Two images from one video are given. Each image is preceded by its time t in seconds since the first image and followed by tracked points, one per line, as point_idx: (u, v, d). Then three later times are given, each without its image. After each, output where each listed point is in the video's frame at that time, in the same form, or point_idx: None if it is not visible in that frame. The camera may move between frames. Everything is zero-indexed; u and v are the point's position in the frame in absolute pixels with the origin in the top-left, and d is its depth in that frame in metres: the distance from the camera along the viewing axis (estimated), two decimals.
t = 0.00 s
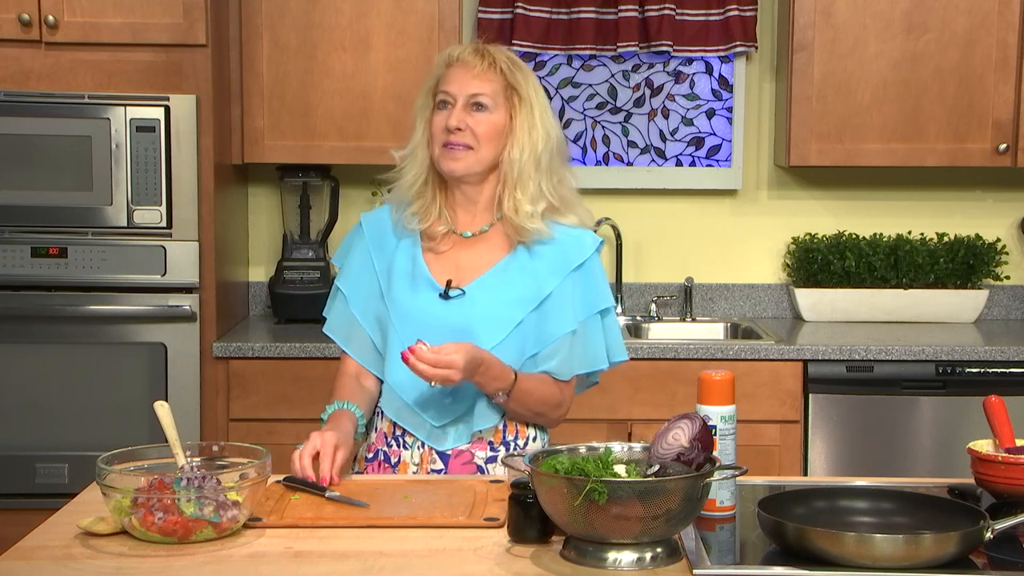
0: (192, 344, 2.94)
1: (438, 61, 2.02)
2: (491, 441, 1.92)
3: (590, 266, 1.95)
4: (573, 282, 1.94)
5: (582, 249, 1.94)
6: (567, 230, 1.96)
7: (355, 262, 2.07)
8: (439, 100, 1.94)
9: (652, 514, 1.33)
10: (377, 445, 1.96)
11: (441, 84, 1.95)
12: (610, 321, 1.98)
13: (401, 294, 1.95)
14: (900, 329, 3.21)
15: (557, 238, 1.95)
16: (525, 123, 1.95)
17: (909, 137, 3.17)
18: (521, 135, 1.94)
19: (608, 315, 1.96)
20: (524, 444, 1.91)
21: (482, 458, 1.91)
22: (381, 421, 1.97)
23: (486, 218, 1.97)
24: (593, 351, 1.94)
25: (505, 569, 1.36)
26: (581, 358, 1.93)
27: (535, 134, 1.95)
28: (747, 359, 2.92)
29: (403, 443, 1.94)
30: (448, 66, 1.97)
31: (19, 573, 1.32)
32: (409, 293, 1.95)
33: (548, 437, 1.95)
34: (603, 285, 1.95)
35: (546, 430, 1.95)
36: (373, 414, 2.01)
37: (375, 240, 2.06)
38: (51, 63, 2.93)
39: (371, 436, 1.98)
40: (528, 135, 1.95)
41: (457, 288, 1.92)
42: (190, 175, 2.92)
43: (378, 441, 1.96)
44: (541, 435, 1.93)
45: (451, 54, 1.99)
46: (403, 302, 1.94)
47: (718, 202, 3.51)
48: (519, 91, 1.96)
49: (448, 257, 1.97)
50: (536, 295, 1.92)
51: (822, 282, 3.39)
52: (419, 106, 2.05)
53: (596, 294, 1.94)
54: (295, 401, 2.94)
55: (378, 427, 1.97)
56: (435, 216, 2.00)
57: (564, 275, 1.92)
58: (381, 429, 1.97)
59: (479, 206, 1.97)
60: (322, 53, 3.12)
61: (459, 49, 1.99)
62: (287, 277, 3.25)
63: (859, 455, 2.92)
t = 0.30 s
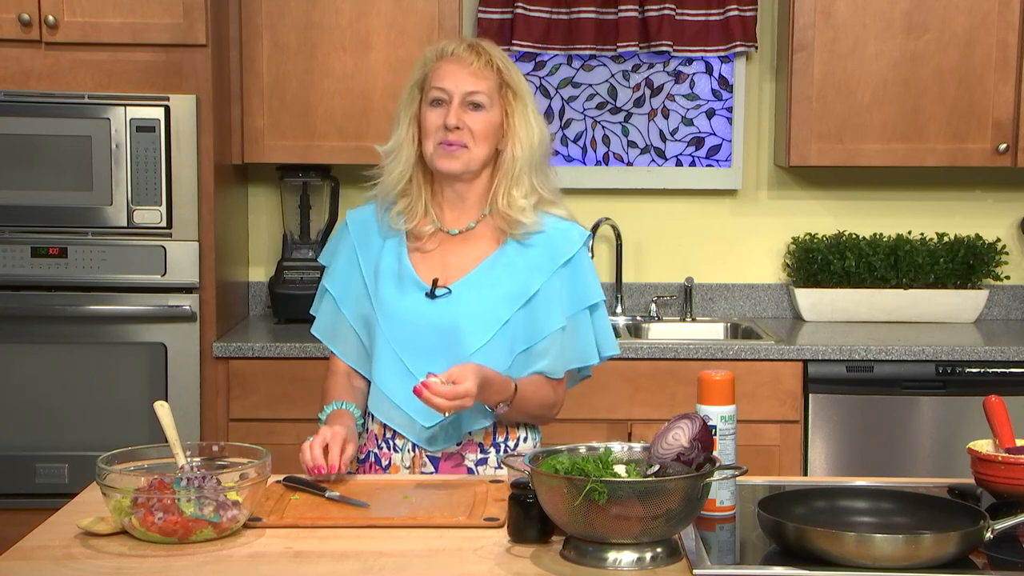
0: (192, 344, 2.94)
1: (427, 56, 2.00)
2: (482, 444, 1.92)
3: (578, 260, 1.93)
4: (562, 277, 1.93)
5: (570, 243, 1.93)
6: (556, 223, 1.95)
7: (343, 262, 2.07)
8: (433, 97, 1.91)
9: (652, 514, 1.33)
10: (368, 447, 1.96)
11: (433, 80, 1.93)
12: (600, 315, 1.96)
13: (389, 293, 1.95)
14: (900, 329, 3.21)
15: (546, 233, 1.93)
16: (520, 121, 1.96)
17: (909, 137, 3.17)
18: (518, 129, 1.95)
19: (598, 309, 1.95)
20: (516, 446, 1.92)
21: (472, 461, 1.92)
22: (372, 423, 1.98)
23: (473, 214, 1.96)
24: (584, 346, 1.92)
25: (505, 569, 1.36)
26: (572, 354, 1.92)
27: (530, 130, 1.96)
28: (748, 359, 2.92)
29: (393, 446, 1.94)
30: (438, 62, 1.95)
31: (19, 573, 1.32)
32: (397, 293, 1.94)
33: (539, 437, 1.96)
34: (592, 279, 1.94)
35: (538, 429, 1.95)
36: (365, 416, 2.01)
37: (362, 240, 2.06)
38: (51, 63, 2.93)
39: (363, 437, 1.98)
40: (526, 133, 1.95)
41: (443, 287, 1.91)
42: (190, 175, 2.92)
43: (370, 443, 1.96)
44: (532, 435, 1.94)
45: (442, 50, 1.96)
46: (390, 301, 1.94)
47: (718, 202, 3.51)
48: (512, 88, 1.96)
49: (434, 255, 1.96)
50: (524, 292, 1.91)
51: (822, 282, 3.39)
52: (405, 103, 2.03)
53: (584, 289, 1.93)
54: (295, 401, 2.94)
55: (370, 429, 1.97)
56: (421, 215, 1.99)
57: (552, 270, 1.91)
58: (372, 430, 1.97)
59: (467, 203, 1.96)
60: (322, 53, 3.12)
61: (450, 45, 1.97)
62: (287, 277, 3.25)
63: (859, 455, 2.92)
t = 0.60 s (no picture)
0: (192, 344, 2.94)
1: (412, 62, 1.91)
2: (468, 447, 1.93)
3: (568, 264, 1.93)
4: (551, 281, 1.93)
5: (560, 247, 1.92)
6: (545, 226, 1.94)
7: (330, 257, 2.05)
8: (419, 115, 1.84)
9: (652, 514, 1.33)
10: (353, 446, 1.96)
11: (419, 96, 1.85)
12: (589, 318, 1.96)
13: (377, 295, 1.93)
14: (900, 329, 3.21)
15: (536, 236, 1.93)
16: (510, 132, 1.91)
17: (909, 137, 3.17)
18: (507, 141, 1.91)
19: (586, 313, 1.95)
20: (504, 449, 1.93)
21: (459, 464, 1.93)
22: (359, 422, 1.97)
23: (462, 215, 1.95)
24: (570, 351, 1.93)
25: (505, 569, 1.36)
26: (559, 358, 1.93)
27: (520, 139, 1.92)
28: (747, 359, 2.92)
29: (380, 446, 1.94)
30: (422, 75, 1.86)
31: (19, 573, 1.32)
32: (385, 296, 1.93)
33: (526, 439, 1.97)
34: (580, 283, 1.94)
35: (525, 434, 1.97)
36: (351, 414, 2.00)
37: (351, 236, 2.03)
38: (51, 63, 2.93)
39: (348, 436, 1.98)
40: (516, 143, 1.91)
41: (432, 291, 1.91)
42: (190, 174, 2.92)
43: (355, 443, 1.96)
44: (519, 438, 1.96)
45: (426, 61, 1.87)
46: (379, 304, 1.93)
47: (718, 202, 3.51)
48: (501, 99, 1.89)
49: (423, 256, 1.96)
50: (513, 297, 1.90)
51: (822, 282, 3.39)
52: (391, 104, 1.96)
53: (573, 294, 1.93)
54: (296, 401, 2.94)
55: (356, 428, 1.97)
56: (411, 216, 1.97)
57: (541, 274, 1.91)
58: (359, 430, 1.97)
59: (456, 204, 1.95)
60: (322, 53, 3.12)
61: (434, 54, 1.88)
62: (287, 277, 3.25)
63: (859, 455, 2.92)
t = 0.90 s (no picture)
0: (192, 344, 2.94)
1: (398, 71, 1.85)
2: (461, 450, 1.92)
3: (561, 269, 1.92)
4: (544, 287, 1.92)
5: (553, 253, 1.91)
6: (538, 232, 1.93)
7: (318, 256, 2.02)
8: (407, 129, 1.80)
9: (652, 514, 1.33)
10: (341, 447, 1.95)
11: (406, 111, 1.80)
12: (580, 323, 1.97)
13: (369, 302, 1.92)
14: (900, 329, 3.21)
15: (529, 243, 1.92)
16: (498, 142, 1.87)
17: (909, 137, 3.17)
18: (495, 152, 1.87)
19: (578, 318, 1.95)
20: (496, 451, 1.93)
21: (450, 466, 1.92)
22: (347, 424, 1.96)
23: (453, 220, 1.95)
24: (562, 357, 1.94)
25: (505, 569, 1.36)
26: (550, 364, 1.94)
27: (509, 148, 1.88)
28: (747, 359, 2.92)
29: (370, 448, 1.93)
30: (408, 89, 1.80)
31: (19, 574, 1.32)
32: (377, 302, 1.92)
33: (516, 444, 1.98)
34: (573, 289, 1.93)
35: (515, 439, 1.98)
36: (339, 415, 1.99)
37: (340, 237, 2.01)
38: (51, 63, 2.93)
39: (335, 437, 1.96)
40: (502, 153, 1.87)
41: (425, 297, 1.91)
42: (190, 174, 2.92)
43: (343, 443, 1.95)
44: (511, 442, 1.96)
45: (412, 74, 1.81)
46: (370, 310, 1.91)
47: (718, 202, 3.51)
48: (489, 110, 1.85)
49: (416, 261, 1.95)
50: (506, 305, 1.90)
51: (822, 282, 3.39)
52: (376, 110, 1.91)
53: (566, 300, 1.92)
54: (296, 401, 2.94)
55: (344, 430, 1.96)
56: (401, 221, 1.95)
57: (534, 282, 1.90)
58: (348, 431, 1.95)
59: (448, 208, 1.95)
60: (322, 53, 3.12)
61: (421, 66, 1.82)
62: (287, 277, 3.25)
63: (859, 455, 2.92)
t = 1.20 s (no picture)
0: (192, 344, 2.94)
1: (390, 74, 1.84)
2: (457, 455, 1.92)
3: (555, 273, 1.93)
4: (539, 291, 1.92)
5: (547, 257, 1.91)
6: (532, 236, 1.93)
7: (309, 260, 2.01)
8: (400, 133, 1.80)
9: (652, 514, 1.33)
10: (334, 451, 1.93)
11: (399, 114, 1.79)
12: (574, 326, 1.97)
13: (362, 307, 1.92)
14: (900, 329, 3.21)
15: (523, 247, 1.92)
16: (491, 145, 1.87)
17: (909, 137, 3.17)
18: (488, 155, 1.88)
19: (572, 321, 1.96)
20: (491, 456, 1.94)
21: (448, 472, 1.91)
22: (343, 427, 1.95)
23: (445, 223, 1.95)
24: (556, 360, 1.94)
25: (505, 569, 1.36)
26: (544, 367, 1.95)
27: (503, 151, 1.88)
28: (747, 359, 2.92)
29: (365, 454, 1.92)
30: (401, 92, 1.80)
31: (19, 574, 1.32)
32: (371, 307, 1.91)
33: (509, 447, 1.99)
34: (567, 292, 1.94)
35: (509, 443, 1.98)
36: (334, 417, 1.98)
37: (331, 240, 2.00)
38: (51, 63, 2.93)
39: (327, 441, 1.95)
40: (496, 156, 1.88)
41: (419, 303, 1.90)
42: (190, 174, 2.92)
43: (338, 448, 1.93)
44: (504, 446, 1.98)
45: (405, 77, 1.80)
46: (364, 315, 1.91)
47: (718, 202, 3.51)
48: (482, 113, 1.85)
49: (409, 266, 1.94)
50: (501, 309, 1.90)
51: (822, 282, 3.39)
52: (368, 114, 1.90)
53: (560, 304, 1.93)
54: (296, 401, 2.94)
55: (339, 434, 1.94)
56: (393, 225, 1.95)
57: (529, 285, 1.91)
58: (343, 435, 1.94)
59: (441, 212, 1.95)
60: (322, 53, 3.12)
61: (413, 69, 1.81)
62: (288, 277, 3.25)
63: (858, 455, 2.92)
